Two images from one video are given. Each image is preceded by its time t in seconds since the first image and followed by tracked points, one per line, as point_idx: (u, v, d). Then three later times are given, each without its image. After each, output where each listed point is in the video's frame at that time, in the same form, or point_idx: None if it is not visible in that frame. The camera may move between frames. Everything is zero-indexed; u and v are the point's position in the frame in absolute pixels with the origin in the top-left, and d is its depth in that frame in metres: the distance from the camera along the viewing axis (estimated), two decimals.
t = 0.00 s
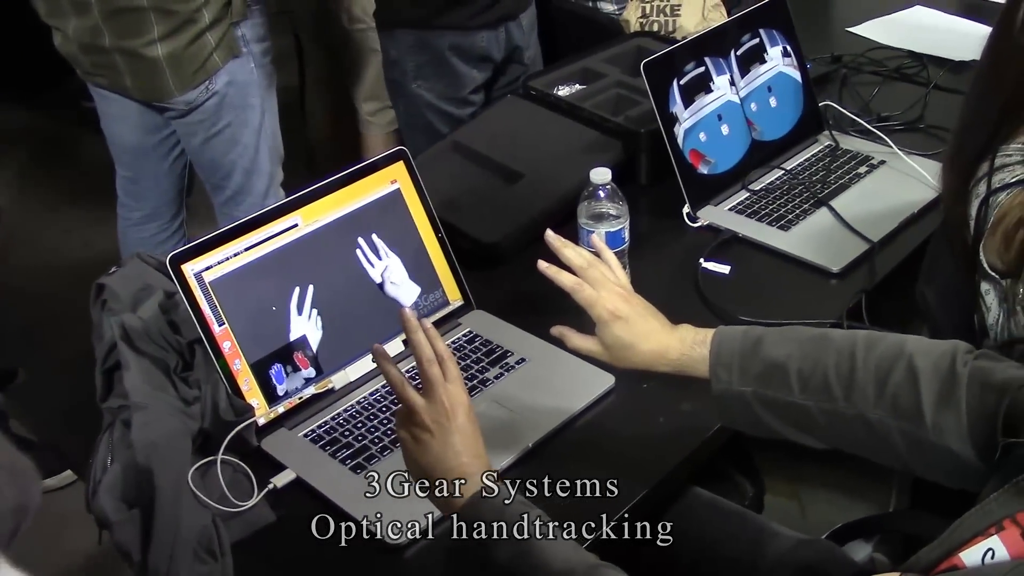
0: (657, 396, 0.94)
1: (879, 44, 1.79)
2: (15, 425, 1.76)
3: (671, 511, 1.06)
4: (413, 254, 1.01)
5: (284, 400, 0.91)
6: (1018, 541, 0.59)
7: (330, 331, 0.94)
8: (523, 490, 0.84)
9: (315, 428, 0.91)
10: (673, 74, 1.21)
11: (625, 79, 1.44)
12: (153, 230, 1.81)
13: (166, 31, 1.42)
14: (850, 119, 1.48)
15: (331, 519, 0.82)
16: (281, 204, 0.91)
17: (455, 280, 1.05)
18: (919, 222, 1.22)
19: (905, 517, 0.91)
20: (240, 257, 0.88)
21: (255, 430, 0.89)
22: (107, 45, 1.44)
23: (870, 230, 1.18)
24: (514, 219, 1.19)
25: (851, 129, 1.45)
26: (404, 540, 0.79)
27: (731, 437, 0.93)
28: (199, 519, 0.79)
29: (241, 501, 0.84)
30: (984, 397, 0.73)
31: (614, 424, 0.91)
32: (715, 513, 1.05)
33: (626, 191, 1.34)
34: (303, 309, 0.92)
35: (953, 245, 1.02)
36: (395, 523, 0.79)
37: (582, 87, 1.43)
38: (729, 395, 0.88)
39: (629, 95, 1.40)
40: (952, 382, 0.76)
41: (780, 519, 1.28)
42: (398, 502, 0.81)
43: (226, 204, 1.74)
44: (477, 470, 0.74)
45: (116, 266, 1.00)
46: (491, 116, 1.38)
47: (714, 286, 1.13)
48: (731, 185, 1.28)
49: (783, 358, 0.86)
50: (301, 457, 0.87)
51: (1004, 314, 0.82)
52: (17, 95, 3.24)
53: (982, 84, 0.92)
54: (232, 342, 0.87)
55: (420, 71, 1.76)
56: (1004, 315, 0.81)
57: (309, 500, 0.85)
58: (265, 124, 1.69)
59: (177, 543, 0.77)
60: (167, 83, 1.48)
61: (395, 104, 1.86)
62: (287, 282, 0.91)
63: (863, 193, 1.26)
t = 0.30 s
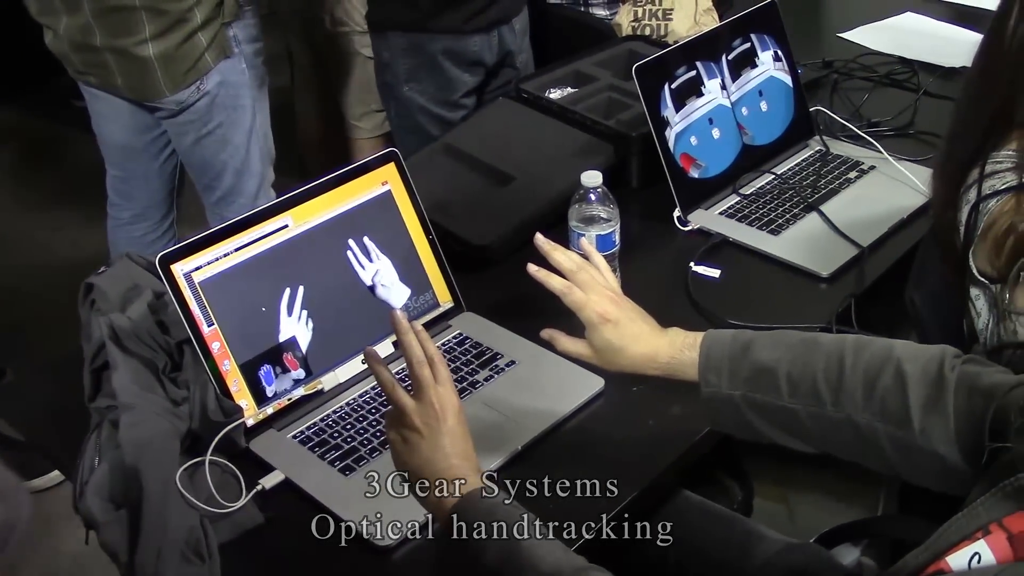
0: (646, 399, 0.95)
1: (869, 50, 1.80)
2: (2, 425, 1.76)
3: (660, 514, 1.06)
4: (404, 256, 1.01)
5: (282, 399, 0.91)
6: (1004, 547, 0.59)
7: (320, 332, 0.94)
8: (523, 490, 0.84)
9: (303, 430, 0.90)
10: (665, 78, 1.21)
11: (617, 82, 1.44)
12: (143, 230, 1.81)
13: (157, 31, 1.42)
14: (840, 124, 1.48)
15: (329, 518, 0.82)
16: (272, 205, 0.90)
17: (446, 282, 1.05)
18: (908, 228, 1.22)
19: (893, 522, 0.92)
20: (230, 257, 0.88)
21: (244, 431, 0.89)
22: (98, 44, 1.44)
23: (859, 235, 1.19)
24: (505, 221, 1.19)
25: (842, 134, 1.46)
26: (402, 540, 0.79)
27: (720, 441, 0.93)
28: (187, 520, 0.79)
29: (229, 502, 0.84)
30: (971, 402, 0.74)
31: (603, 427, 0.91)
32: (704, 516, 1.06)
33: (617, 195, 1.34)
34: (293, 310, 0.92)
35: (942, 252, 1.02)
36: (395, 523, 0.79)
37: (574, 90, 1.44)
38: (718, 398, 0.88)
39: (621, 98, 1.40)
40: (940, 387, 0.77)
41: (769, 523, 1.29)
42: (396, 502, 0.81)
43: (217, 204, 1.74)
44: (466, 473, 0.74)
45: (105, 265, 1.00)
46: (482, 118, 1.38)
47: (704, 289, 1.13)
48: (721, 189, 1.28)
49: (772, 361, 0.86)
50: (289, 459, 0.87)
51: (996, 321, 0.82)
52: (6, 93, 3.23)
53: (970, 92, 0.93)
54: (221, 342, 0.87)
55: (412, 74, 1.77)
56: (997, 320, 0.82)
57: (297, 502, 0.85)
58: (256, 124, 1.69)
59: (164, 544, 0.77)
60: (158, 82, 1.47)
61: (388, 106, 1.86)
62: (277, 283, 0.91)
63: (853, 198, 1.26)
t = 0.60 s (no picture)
0: (641, 400, 0.95)
1: (865, 53, 1.80)
2: None
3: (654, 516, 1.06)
4: (399, 256, 1.01)
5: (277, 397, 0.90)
6: (997, 550, 0.59)
7: (314, 333, 0.94)
8: (523, 490, 0.84)
9: (296, 431, 0.90)
10: (661, 80, 1.21)
11: (613, 84, 1.44)
12: (138, 229, 1.80)
13: (153, 29, 1.41)
14: (836, 127, 1.49)
15: (327, 518, 0.82)
16: (266, 204, 0.90)
17: (440, 283, 1.05)
18: (902, 231, 1.22)
19: (885, 525, 0.92)
20: (224, 257, 0.88)
21: (237, 431, 0.89)
22: (94, 43, 1.43)
23: (854, 237, 1.19)
24: (501, 222, 1.19)
25: (837, 137, 1.46)
26: (396, 541, 0.79)
27: (715, 442, 0.93)
28: (179, 520, 0.79)
29: (222, 502, 0.84)
30: (966, 404, 0.74)
31: (597, 429, 0.91)
32: (698, 518, 1.06)
33: (613, 196, 1.34)
34: (288, 310, 0.92)
35: (936, 256, 1.03)
36: (396, 523, 0.79)
37: (571, 92, 1.44)
38: (713, 400, 0.89)
39: (617, 100, 1.40)
40: (934, 389, 0.77)
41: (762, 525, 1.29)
42: (393, 502, 0.81)
43: (212, 204, 1.73)
44: (452, 477, 0.74)
45: (99, 264, 0.99)
46: (478, 119, 1.38)
47: (699, 291, 1.13)
48: (717, 191, 1.28)
49: (766, 363, 0.86)
50: (283, 459, 0.87)
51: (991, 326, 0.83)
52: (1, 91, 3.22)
53: (965, 96, 0.93)
54: (215, 342, 0.87)
55: (410, 77, 1.75)
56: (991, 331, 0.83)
57: (290, 502, 0.85)
58: (251, 124, 1.69)
59: (157, 543, 0.77)
60: (153, 81, 1.47)
61: (383, 108, 1.86)
62: (271, 282, 0.91)
63: (848, 201, 1.27)
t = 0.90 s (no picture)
0: (638, 401, 0.94)
1: (863, 54, 1.80)
2: None
3: (650, 517, 1.06)
4: (396, 256, 1.00)
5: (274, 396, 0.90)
6: (993, 552, 0.59)
7: (311, 332, 0.94)
8: (522, 490, 0.84)
9: (292, 430, 0.90)
10: (659, 80, 1.21)
11: (611, 84, 1.44)
12: (136, 227, 1.80)
13: (152, 28, 1.41)
14: (834, 127, 1.49)
15: (325, 518, 0.82)
16: (263, 203, 0.90)
17: (438, 282, 1.05)
18: (900, 232, 1.22)
19: (882, 527, 0.92)
20: (221, 256, 0.87)
21: (233, 431, 0.88)
22: (92, 41, 1.43)
23: (852, 238, 1.19)
24: (498, 222, 1.19)
25: (836, 137, 1.46)
26: (392, 540, 0.79)
27: (713, 441, 0.93)
28: (175, 519, 0.79)
29: (218, 502, 0.83)
30: (963, 406, 0.74)
31: (594, 429, 0.91)
32: (695, 519, 1.06)
33: (611, 197, 1.34)
34: (285, 309, 0.92)
35: (934, 258, 1.02)
36: (395, 523, 0.79)
37: (568, 92, 1.44)
38: (710, 399, 0.88)
39: (615, 100, 1.40)
40: (933, 389, 0.77)
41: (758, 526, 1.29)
42: (392, 501, 0.81)
43: (210, 202, 1.73)
44: (449, 474, 0.74)
45: (95, 262, 0.99)
46: (476, 119, 1.38)
47: (696, 292, 1.13)
48: (715, 192, 1.28)
49: (765, 363, 0.86)
50: (279, 459, 0.87)
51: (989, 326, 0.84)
52: None
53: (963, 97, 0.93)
54: (211, 341, 0.87)
55: (404, 78, 1.76)
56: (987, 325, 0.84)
57: (287, 502, 0.84)
58: (250, 123, 1.68)
59: (153, 543, 0.76)
60: (152, 80, 1.47)
61: (377, 111, 1.86)
62: (268, 282, 0.90)
63: (847, 202, 1.27)
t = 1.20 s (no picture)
0: (638, 400, 0.94)
1: (864, 53, 1.80)
2: None
3: (650, 517, 1.06)
4: (395, 256, 1.00)
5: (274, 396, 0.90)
6: (992, 551, 0.59)
7: (310, 332, 0.94)
8: (523, 490, 0.84)
9: (292, 430, 0.90)
10: (659, 80, 1.21)
11: (611, 84, 1.44)
12: (137, 227, 1.80)
13: (152, 27, 1.41)
14: (834, 127, 1.49)
15: (324, 517, 0.82)
16: (262, 203, 0.90)
17: (437, 282, 1.05)
18: (899, 232, 1.22)
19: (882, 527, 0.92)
20: (220, 256, 0.87)
21: (233, 431, 0.88)
22: (92, 40, 1.43)
23: (852, 238, 1.19)
24: (497, 222, 1.19)
25: (836, 137, 1.46)
26: (391, 541, 0.79)
27: (713, 441, 0.93)
28: (174, 520, 0.79)
29: (218, 502, 0.83)
30: (964, 405, 0.75)
31: (593, 429, 0.91)
32: (694, 519, 1.05)
33: (611, 197, 1.34)
34: (285, 309, 0.92)
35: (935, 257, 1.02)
36: (393, 525, 0.79)
37: (569, 91, 1.44)
38: (711, 399, 0.88)
39: (615, 100, 1.40)
40: (933, 389, 0.77)
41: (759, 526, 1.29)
42: (391, 502, 0.81)
43: (210, 202, 1.73)
44: (448, 474, 0.74)
45: (96, 262, 0.99)
46: (476, 118, 1.38)
47: (696, 291, 1.13)
48: (715, 192, 1.28)
49: (765, 362, 0.86)
50: (279, 459, 0.87)
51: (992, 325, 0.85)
52: None
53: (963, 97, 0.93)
54: (211, 341, 0.87)
55: (403, 76, 1.76)
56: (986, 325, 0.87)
57: (287, 502, 0.84)
58: (250, 122, 1.68)
59: (152, 543, 0.76)
60: (152, 80, 1.47)
61: (377, 109, 1.86)
62: (268, 282, 0.90)
63: (847, 202, 1.27)
